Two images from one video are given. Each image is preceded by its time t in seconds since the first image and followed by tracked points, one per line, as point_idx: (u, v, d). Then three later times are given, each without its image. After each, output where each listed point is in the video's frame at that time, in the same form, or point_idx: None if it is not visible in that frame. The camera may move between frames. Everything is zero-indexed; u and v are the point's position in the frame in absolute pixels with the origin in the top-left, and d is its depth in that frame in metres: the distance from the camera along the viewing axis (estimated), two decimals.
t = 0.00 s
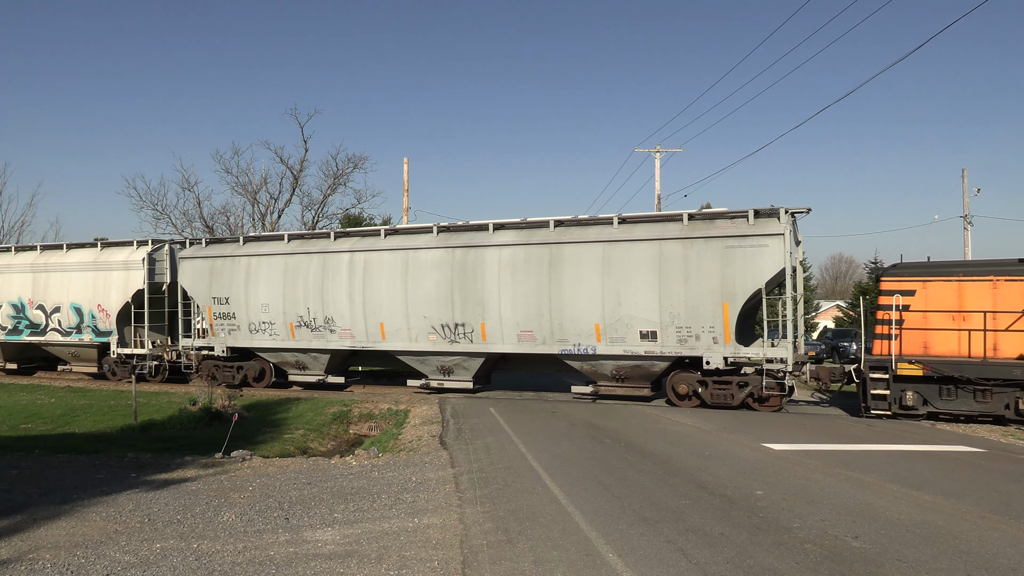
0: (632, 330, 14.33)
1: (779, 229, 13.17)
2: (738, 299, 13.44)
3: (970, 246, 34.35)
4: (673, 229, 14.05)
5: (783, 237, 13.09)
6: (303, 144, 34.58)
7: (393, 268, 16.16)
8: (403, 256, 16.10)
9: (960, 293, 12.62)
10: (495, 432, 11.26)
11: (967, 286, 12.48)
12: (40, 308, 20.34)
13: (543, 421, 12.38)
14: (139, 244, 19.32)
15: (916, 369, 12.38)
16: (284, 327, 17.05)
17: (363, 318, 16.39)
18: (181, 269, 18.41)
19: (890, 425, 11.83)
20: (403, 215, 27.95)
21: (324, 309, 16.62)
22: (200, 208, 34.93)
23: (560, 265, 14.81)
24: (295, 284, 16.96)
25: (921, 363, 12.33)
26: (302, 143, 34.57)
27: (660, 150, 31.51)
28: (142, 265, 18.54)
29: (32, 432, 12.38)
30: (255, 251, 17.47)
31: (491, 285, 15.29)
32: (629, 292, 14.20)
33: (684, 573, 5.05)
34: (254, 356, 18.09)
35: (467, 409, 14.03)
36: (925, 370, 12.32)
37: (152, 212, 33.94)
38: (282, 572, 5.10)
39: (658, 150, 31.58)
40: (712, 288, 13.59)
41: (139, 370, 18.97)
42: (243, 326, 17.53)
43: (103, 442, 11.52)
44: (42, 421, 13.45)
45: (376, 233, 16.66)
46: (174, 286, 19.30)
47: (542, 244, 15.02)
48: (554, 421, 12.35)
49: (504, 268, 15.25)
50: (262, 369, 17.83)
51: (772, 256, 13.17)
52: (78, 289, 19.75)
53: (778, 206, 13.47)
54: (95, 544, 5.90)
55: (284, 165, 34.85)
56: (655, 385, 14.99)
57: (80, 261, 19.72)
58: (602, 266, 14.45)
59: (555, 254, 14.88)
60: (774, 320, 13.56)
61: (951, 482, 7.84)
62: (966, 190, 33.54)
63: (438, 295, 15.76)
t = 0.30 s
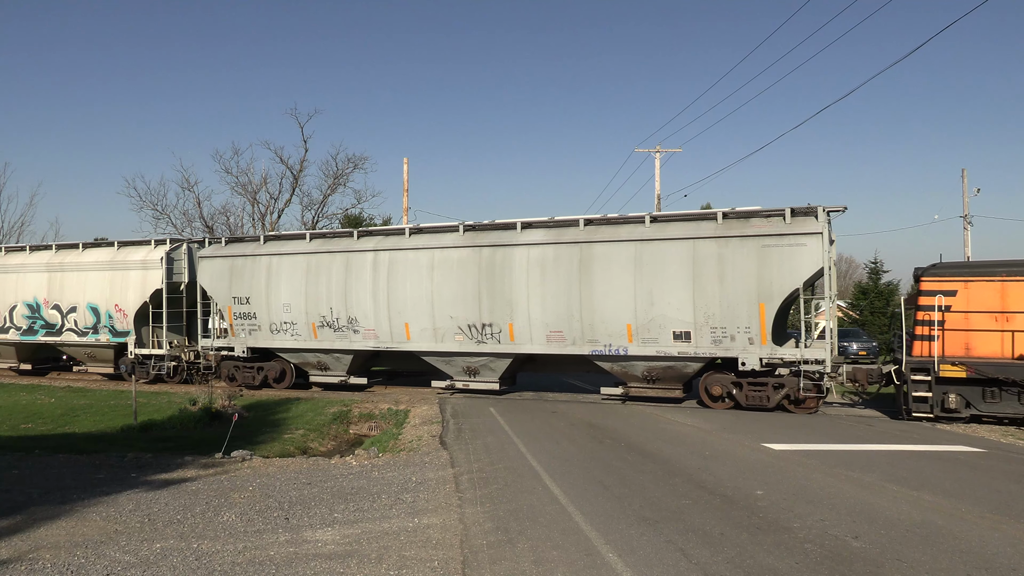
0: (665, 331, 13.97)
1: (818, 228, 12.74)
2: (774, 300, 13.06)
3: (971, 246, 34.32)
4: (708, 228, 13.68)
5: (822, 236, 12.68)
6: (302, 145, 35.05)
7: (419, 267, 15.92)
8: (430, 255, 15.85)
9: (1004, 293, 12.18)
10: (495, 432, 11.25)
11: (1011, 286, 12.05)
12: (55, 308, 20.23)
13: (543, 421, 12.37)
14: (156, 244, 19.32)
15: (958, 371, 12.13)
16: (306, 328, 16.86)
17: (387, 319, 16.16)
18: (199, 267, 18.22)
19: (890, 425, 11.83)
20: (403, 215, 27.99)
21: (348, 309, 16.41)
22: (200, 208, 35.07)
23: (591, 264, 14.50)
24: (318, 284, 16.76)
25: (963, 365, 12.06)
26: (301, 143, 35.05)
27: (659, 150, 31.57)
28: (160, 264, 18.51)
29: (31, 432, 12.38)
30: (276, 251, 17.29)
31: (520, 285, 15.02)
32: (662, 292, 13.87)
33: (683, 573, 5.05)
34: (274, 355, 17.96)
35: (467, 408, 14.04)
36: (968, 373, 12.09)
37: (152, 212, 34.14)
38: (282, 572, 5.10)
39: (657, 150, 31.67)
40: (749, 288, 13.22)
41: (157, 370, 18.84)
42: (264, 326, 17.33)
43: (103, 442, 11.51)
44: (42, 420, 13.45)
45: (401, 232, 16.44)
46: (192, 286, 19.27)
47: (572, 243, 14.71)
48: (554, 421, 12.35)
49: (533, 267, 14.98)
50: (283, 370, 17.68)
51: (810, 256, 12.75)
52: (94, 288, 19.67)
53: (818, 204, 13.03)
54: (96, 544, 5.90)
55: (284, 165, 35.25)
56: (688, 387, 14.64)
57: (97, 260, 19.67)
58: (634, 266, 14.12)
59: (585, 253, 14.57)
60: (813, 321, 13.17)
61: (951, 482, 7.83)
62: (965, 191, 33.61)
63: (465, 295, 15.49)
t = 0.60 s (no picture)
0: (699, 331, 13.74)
1: (857, 227, 12.55)
2: (812, 300, 12.85)
3: (971, 246, 34.33)
4: (744, 226, 13.47)
5: (862, 236, 12.48)
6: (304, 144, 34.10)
7: (445, 267, 15.80)
8: (456, 254, 15.72)
9: None
10: (495, 432, 11.25)
11: None
12: (71, 308, 20.18)
13: (543, 421, 12.37)
14: (174, 244, 19.22)
15: (1002, 372, 11.97)
16: (330, 328, 16.82)
17: (412, 319, 16.07)
18: (221, 267, 18.19)
19: (889, 425, 11.84)
20: (403, 215, 28.02)
21: (372, 309, 16.35)
22: (200, 207, 34.96)
23: (622, 263, 14.31)
24: (342, 283, 16.72)
25: (1006, 366, 11.92)
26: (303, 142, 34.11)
27: (659, 151, 31.60)
28: (178, 264, 18.50)
29: (31, 432, 12.38)
30: (299, 250, 17.28)
31: (549, 285, 14.88)
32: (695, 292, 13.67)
33: (684, 573, 5.05)
34: (295, 356, 17.88)
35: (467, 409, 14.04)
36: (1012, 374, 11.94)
37: (152, 212, 33.73)
38: (282, 572, 5.10)
39: (656, 150, 31.71)
40: (786, 288, 13.00)
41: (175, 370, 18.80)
42: (286, 327, 17.30)
43: (103, 442, 11.51)
44: (41, 420, 13.45)
45: (427, 231, 16.39)
46: (210, 285, 19.25)
47: (603, 242, 14.54)
48: (554, 421, 12.35)
49: (563, 266, 14.82)
50: (304, 371, 17.62)
51: (850, 256, 12.54)
52: (111, 288, 19.60)
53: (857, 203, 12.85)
54: (96, 544, 5.90)
55: (285, 165, 34.57)
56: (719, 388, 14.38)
57: (115, 260, 19.60)
58: (669, 265, 13.88)
59: (617, 252, 14.38)
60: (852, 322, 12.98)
61: (951, 482, 7.83)
62: (965, 191, 33.64)
63: (492, 295, 15.34)
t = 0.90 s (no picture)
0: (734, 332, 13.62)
1: (898, 227, 12.44)
2: (851, 300, 12.75)
3: (971, 246, 34.34)
4: (781, 225, 13.34)
5: (904, 235, 12.37)
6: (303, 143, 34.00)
7: (472, 266, 15.76)
8: (484, 254, 15.67)
9: None
10: (495, 432, 11.25)
11: None
12: (88, 308, 20.16)
13: (543, 421, 12.38)
14: (193, 242, 19.16)
15: None
16: (353, 328, 16.82)
17: (438, 320, 16.04)
18: (241, 267, 18.15)
19: (889, 425, 11.86)
20: (403, 215, 28.05)
21: (397, 309, 16.34)
22: (200, 207, 34.93)
23: (655, 263, 14.21)
24: (367, 283, 16.69)
25: None
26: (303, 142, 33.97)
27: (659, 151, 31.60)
28: (198, 263, 18.45)
29: (32, 432, 12.38)
30: (321, 249, 17.25)
31: (579, 285, 14.83)
32: (730, 292, 13.56)
33: (684, 573, 5.05)
34: (318, 356, 17.89)
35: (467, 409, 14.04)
36: None
37: (152, 212, 33.65)
38: (282, 572, 5.10)
39: (655, 150, 31.70)
40: (826, 288, 12.86)
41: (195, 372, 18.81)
42: (308, 327, 17.28)
43: (103, 442, 11.52)
44: (42, 420, 13.45)
45: (453, 230, 16.38)
46: (229, 285, 19.22)
47: (635, 241, 14.45)
48: (554, 421, 12.35)
49: (593, 266, 14.76)
50: (326, 372, 17.62)
51: (891, 256, 12.43)
52: (128, 289, 19.55)
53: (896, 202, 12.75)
54: (95, 544, 5.90)
55: (284, 165, 34.34)
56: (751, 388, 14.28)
57: (132, 260, 19.53)
58: (703, 264, 13.77)
59: (650, 252, 14.28)
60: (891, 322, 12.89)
61: (951, 482, 7.83)
62: (965, 191, 33.64)
63: (520, 295, 15.29)
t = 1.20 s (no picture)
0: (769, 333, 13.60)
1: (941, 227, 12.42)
2: (892, 301, 12.73)
3: (971, 246, 34.40)
4: (820, 225, 13.31)
5: (947, 235, 12.36)
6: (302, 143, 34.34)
7: (501, 266, 15.75)
8: (515, 253, 15.66)
9: None
10: (495, 432, 11.25)
11: None
12: (105, 308, 20.15)
13: (542, 421, 12.37)
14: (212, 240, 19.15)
15: None
16: (377, 328, 16.82)
17: (465, 320, 16.04)
18: (263, 267, 18.16)
19: (889, 425, 11.87)
20: (404, 215, 28.15)
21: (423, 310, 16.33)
22: (200, 207, 34.99)
23: (688, 263, 14.19)
24: (392, 283, 16.68)
25: None
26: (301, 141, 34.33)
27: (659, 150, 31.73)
28: (218, 263, 18.44)
29: (32, 432, 12.38)
30: (344, 248, 17.25)
31: (610, 285, 14.84)
32: (766, 293, 13.57)
33: (685, 573, 5.05)
34: (340, 357, 17.88)
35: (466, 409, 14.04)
36: None
37: (152, 212, 34.07)
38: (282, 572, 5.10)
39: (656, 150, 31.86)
40: (867, 289, 12.82)
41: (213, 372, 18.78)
42: (331, 327, 17.28)
43: (103, 441, 11.52)
44: (42, 420, 13.45)
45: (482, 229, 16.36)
46: (248, 285, 19.22)
47: (668, 240, 14.44)
48: (554, 421, 12.35)
49: (625, 266, 14.75)
50: (348, 373, 17.60)
51: (933, 255, 12.42)
52: (146, 288, 19.54)
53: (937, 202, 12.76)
54: (95, 544, 5.90)
55: (284, 165, 34.59)
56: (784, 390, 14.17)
57: (151, 259, 19.52)
58: (738, 264, 13.77)
59: (683, 252, 14.27)
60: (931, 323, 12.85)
61: (952, 482, 7.83)
62: (965, 191, 33.74)
63: (550, 295, 15.29)
